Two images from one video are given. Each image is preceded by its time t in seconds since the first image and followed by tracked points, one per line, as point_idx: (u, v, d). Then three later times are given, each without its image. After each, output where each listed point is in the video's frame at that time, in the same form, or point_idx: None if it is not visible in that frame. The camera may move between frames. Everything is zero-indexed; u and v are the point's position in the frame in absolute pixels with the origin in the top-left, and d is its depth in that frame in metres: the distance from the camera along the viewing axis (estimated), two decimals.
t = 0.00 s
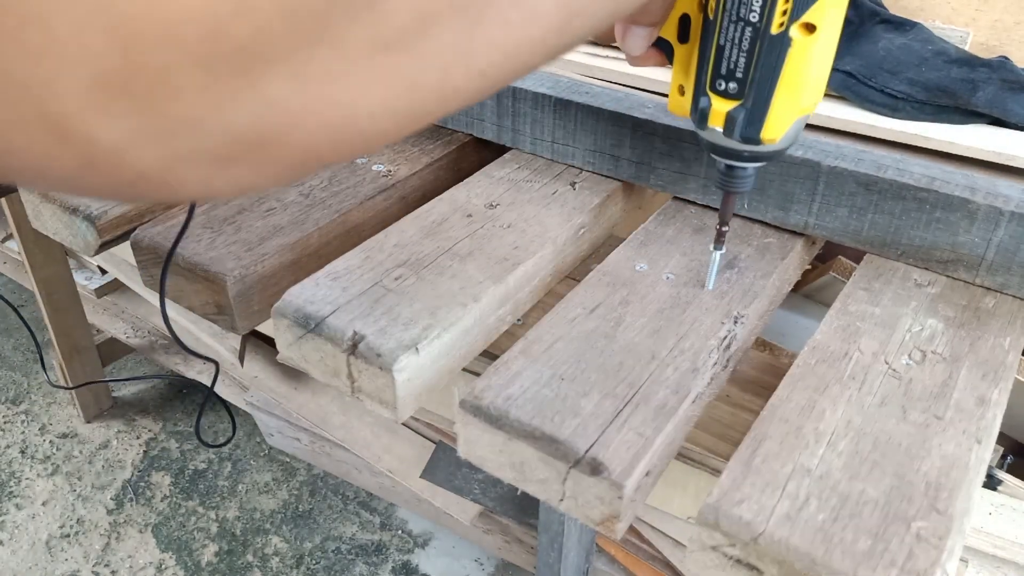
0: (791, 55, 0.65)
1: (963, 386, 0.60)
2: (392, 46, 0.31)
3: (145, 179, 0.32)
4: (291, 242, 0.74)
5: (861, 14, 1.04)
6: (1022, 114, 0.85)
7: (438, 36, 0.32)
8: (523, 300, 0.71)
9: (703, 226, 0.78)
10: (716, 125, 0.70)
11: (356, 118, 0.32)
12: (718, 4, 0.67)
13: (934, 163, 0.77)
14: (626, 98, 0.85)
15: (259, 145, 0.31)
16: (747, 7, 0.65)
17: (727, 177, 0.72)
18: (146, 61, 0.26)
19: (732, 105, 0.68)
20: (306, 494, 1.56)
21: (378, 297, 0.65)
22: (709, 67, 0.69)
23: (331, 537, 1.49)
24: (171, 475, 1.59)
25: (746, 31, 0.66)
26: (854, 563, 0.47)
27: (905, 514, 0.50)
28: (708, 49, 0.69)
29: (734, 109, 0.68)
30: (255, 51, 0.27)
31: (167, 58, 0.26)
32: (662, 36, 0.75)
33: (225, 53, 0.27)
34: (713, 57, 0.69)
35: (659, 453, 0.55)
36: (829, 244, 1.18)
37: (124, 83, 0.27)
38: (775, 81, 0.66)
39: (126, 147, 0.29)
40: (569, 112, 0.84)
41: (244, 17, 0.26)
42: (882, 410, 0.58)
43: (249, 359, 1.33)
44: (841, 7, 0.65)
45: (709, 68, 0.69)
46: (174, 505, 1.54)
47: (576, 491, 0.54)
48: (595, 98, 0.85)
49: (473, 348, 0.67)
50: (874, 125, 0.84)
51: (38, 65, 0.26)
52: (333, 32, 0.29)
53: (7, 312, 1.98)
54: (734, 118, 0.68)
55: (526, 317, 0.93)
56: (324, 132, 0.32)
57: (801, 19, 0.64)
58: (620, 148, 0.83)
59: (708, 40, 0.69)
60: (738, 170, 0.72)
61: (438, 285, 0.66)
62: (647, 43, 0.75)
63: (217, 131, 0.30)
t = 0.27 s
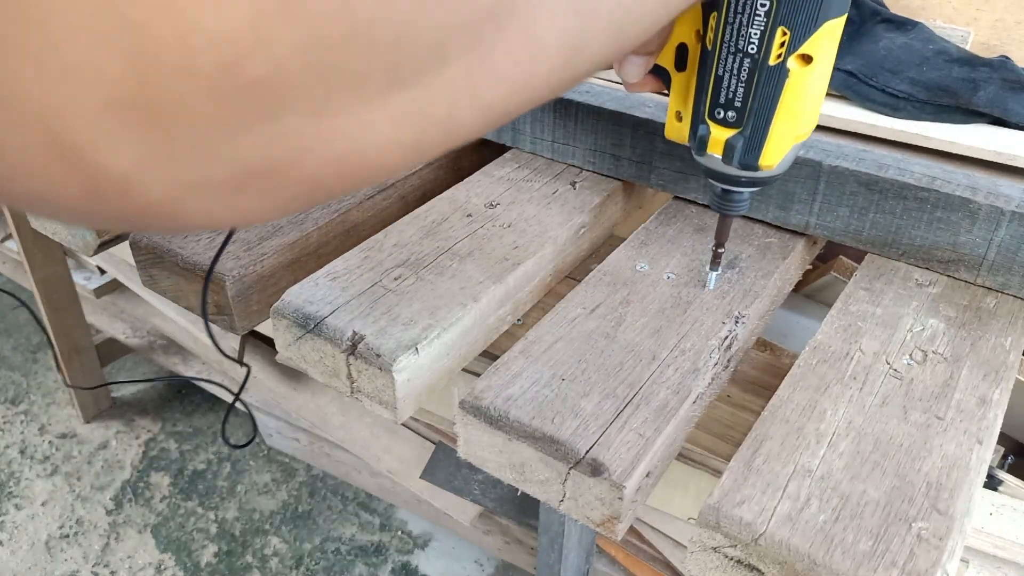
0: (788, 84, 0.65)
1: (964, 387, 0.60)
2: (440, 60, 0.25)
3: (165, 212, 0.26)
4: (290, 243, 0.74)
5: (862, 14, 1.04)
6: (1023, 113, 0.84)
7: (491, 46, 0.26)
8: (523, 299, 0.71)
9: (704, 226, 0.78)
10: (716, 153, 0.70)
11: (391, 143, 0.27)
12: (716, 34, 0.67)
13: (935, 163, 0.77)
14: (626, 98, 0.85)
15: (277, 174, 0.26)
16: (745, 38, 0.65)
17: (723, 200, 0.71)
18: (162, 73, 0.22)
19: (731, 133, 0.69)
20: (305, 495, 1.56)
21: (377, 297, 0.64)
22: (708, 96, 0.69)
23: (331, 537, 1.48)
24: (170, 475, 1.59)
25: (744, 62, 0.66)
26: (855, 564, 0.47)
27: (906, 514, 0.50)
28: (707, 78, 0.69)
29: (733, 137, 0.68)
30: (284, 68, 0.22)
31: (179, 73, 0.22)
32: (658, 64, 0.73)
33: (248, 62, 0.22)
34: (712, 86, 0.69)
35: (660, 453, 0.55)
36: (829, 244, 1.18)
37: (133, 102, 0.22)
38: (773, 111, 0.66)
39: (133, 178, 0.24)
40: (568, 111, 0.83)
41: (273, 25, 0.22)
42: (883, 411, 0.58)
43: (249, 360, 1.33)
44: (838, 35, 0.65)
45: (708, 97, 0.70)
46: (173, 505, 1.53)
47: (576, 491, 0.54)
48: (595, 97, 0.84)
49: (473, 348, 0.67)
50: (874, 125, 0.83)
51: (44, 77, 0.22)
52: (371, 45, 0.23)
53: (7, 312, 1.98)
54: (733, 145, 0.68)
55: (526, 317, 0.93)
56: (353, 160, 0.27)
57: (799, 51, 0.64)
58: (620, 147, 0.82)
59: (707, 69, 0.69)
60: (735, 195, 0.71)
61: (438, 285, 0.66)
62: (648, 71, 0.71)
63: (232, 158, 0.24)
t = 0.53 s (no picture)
0: (786, 102, 0.65)
1: (964, 387, 0.60)
2: (445, 82, 0.24)
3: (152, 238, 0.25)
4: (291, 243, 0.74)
5: (862, 14, 1.03)
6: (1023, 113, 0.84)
7: (498, 68, 0.26)
8: (523, 299, 0.71)
9: (704, 226, 0.78)
10: (713, 167, 0.70)
11: (392, 168, 0.26)
12: (715, 51, 0.67)
13: (935, 163, 0.76)
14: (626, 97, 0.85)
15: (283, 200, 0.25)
16: (743, 56, 0.65)
17: (721, 213, 0.71)
18: (164, 89, 0.21)
19: (729, 148, 0.69)
20: (305, 495, 1.56)
21: (377, 297, 0.64)
22: (706, 110, 0.70)
23: (331, 537, 1.48)
24: (170, 475, 1.59)
25: (742, 79, 0.66)
26: (855, 564, 0.47)
27: (906, 514, 0.50)
28: (706, 92, 0.69)
29: (731, 153, 0.69)
30: (287, 89, 0.22)
31: (183, 91, 0.22)
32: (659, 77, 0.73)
33: (249, 82, 0.22)
34: (710, 100, 0.69)
35: (660, 453, 0.55)
36: (829, 244, 1.18)
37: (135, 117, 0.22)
38: (770, 128, 0.66)
39: (130, 199, 0.24)
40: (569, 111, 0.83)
41: (275, 42, 0.21)
42: (883, 411, 0.58)
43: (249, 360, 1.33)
44: (837, 55, 0.64)
45: (707, 111, 0.70)
46: (173, 505, 1.53)
47: (576, 491, 0.54)
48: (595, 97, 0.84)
49: (473, 348, 0.67)
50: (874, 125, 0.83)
51: (50, 97, 0.22)
52: (374, 67, 0.23)
53: (7, 312, 1.98)
54: (730, 160, 0.69)
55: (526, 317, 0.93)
56: (353, 186, 0.26)
57: (797, 69, 0.64)
58: (620, 147, 0.82)
59: (706, 84, 0.69)
60: (733, 208, 0.71)
61: (438, 285, 0.66)
62: (647, 84, 0.72)
63: (231, 179, 0.24)
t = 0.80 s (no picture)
0: (783, 116, 0.65)
1: (964, 387, 0.60)
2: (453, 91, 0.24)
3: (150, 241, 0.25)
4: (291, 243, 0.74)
5: (862, 14, 1.03)
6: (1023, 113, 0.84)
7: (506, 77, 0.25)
8: (523, 299, 0.71)
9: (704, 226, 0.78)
10: (711, 179, 0.71)
11: (392, 177, 0.26)
12: (715, 65, 0.67)
13: (935, 163, 0.76)
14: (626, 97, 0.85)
15: (283, 206, 0.25)
16: (742, 70, 0.65)
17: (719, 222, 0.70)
18: (164, 95, 0.21)
19: (727, 161, 0.69)
20: (305, 495, 1.56)
21: (377, 297, 0.64)
22: (704, 124, 0.70)
23: (331, 537, 1.48)
24: (170, 475, 1.59)
25: (741, 93, 0.66)
26: (855, 564, 0.47)
27: (906, 514, 0.50)
28: (704, 106, 0.70)
29: (729, 165, 0.69)
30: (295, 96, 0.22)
31: (182, 97, 0.21)
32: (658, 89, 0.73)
33: (246, 83, 0.21)
34: (709, 114, 0.69)
35: (660, 453, 0.55)
36: (829, 244, 1.18)
37: (134, 119, 0.21)
38: (767, 142, 0.67)
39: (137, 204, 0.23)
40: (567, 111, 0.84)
41: (277, 48, 0.21)
42: (883, 411, 0.58)
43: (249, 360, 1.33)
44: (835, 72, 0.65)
45: (705, 124, 0.70)
46: (173, 505, 1.53)
47: (576, 491, 0.54)
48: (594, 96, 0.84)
49: (473, 348, 0.67)
50: (874, 124, 0.83)
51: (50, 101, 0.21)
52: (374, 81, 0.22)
53: (7, 312, 1.98)
54: (728, 173, 0.69)
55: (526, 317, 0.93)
56: (351, 193, 0.25)
57: (795, 83, 0.64)
58: (620, 147, 0.82)
59: (704, 98, 0.70)
60: (730, 217, 0.70)
61: (438, 285, 0.66)
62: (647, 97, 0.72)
63: (234, 189, 0.24)
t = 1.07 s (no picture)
0: (776, 119, 0.65)
1: (964, 387, 0.60)
2: None
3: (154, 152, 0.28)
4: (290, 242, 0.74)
5: (863, 14, 1.03)
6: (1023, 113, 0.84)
7: None
8: (523, 299, 0.71)
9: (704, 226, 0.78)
10: (705, 180, 0.70)
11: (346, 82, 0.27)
12: (707, 67, 0.67)
13: (935, 163, 0.76)
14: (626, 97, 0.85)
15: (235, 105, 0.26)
16: (734, 73, 0.65)
17: (719, 223, 0.70)
18: None
19: (720, 162, 0.69)
20: (305, 495, 1.56)
21: (377, 297, 0.64)
22: (699, 125, 0.69)
23: (331, 537, 1.48)
24: (170, 475, 1.59)
25: (733, 96, 0.66)
26: (855, 564, 0.47)
27: (906, 514, 0.50)
28: (698, 107, 0.69)
29: (722, 167, 0.69)
30: None
31: None
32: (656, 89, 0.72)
33: None
34: (702, 115, 0.69)
35: (660, 453, 0.55)
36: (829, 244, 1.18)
37: (139, 31, 0.24)
38: (761, 145, 0.66)
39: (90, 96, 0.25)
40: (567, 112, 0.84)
41: None
42: (883, 411, 0.58)
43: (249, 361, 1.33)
44: (829, 73, 0.64)
45: (699, 126, 0.69)
46: (173, 505, 1.53)
47: (576, 491, 0.54)
48: (594, 96, 0.84)
49: (473, 348, 0.67)
50: (874, 124, 0.83)
51: None
52: None
53: (7, 312, 1.98)
54: (721, 175, 0.69)
55: (526, 317, 0.93)
56: (314, 98, 0.27)
57: (788, 86, 0.64)
58: (620, 147, 0.82)
59: (698, 99, 0.69)
60: (730, 219, 0.70)
61: (438, 285, 0.66)
62: (643, 95, 0.73)
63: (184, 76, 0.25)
